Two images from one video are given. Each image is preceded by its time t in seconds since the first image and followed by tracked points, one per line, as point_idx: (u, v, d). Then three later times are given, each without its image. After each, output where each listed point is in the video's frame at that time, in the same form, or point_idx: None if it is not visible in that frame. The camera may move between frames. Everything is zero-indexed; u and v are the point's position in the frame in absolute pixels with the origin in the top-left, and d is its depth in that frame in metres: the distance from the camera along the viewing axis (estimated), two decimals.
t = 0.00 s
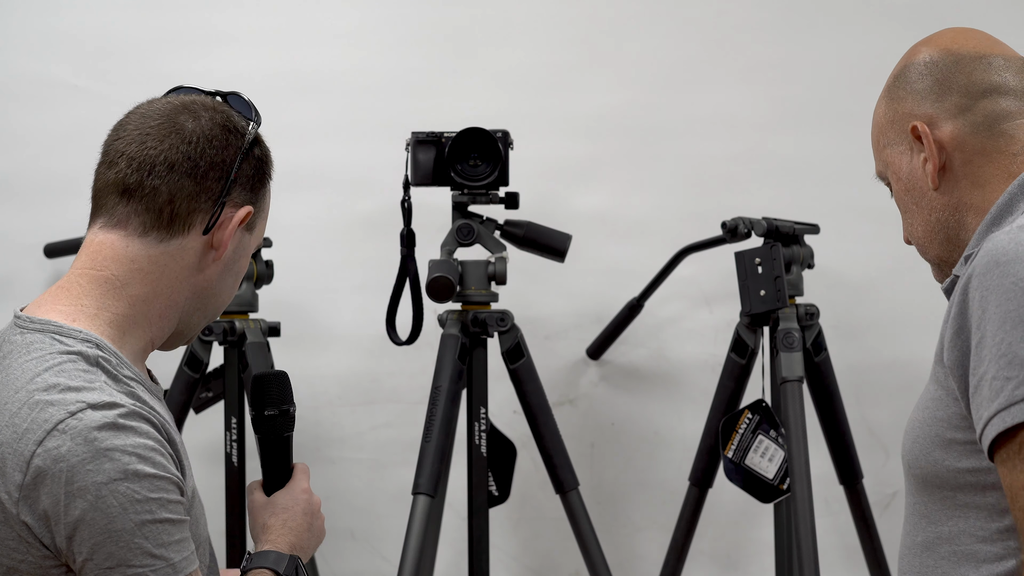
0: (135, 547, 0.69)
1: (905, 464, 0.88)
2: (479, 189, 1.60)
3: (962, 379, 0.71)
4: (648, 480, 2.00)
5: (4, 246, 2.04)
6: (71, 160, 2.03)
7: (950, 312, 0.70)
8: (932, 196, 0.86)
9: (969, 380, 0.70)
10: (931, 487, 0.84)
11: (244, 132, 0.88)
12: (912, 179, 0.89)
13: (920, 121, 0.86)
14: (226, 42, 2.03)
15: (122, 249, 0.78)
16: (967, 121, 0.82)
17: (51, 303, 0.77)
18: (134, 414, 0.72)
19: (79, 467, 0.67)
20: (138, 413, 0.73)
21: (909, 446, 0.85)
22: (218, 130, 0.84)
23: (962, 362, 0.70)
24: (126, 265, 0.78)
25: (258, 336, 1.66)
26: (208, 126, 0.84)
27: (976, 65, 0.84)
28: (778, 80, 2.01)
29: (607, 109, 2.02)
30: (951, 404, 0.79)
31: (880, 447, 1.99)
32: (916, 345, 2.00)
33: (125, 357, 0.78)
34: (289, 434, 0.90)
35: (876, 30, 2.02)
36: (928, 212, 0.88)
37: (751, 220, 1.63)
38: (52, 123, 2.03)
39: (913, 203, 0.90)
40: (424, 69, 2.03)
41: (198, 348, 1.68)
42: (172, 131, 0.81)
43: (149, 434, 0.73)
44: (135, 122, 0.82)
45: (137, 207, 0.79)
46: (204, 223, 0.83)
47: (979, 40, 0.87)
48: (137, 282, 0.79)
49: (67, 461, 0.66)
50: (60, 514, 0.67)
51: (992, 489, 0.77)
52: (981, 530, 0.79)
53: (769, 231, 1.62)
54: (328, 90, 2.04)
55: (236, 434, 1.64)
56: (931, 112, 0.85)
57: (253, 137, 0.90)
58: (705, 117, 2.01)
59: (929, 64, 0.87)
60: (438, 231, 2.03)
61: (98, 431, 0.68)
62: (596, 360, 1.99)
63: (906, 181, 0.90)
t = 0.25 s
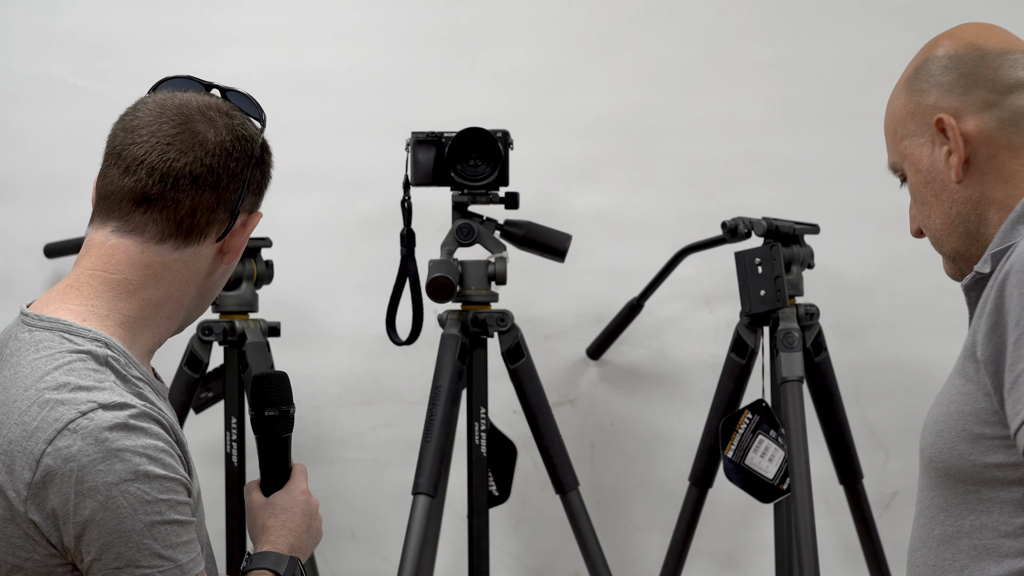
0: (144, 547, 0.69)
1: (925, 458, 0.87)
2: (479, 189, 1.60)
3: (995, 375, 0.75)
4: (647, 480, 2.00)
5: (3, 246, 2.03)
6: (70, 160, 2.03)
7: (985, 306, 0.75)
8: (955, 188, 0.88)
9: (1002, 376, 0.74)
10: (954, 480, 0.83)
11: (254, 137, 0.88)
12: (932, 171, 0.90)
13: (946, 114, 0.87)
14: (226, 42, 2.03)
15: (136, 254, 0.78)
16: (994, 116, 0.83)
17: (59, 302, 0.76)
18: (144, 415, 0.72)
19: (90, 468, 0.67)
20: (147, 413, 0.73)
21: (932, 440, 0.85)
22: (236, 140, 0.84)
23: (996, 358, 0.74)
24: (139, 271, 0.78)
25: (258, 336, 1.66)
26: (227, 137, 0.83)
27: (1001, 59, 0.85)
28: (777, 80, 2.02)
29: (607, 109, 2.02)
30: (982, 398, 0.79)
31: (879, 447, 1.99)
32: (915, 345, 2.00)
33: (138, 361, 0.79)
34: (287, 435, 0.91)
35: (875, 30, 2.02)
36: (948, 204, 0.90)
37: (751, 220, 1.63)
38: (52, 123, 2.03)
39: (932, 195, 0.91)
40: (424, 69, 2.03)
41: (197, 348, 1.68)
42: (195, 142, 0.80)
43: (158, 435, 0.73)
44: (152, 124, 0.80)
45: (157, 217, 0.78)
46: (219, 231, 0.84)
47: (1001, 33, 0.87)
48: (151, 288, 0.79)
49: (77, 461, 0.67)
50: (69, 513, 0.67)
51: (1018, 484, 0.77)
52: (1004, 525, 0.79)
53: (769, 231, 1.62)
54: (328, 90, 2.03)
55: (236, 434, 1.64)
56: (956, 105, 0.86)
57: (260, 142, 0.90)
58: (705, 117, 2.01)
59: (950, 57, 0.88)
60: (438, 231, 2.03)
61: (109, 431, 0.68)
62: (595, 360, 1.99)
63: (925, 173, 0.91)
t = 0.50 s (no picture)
0: (140, 545, 0.69)
1: (942, 451, 0.88)
2: (479, 189, 1.60)
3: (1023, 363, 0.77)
4: (647, 480, 2.00)
5: (3, 246, 2.03)
6: (70, 160, 2.03)
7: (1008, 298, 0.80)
8: (970, 182, 0.90)
9: None
10: (977, 471, 0.84)
11: (253, 126, 0.87)
12: (947, 165, 0.92)
13: (967, 108, 0.89)
14: (225, 41, 2.03)
15: (139, 255, 0.79)
16: (1015, 111, 0.86)
17: (66, 302, 0.77)
18: (145, 413, 0.72)
19: (87, 465, 0.67)
20: (149, 412, 0.73)
21: (954, 432, 0.85)
22: (233, 131, 0.83)
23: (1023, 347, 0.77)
24: (143, 271, 0.79)
25: (258, 336, 1.66)
26: (224, 129, 0.82)
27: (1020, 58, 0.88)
28: (777, 80, 2.02)
29: (607, 109, 2.02)
30: (1007, 387, 0.81)
31: (879, 446, 1.99)
32: (915, 345, 2.00)
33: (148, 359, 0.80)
34: (304, 432, 0.89)
35: (876, 30, 2.02)
36: (960, 198, 0.92)
37: (751, 220, 1.63)
38: (51, 122, 2.03)
39: (943, 188, 0.93)
40: (424, 69, 2.03)
41: (197, 348, 1.67)
42: (189, 139, 0.79)
43: (159, 433, 0.73)
44: (146, 124, 0.79)
45: (158, 217, 0.78)
46: (222, 226, 0.84)
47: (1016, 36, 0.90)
48: (157, 286, 0.80)
49: (75, 458, 0.67)
50: (66, 510, 0.67)
51: None
52: None
53: (769, 232, 1.62)
54: (328, 91, 2.03)
55: (236, 434, 1.64)
56: (977, 100, 0.89)
57: (260, 130, 0.88)
58: (704, 117, 2.01)
59: (969, 54, 0.90)
60: (438, 231, 2.03)
61: (107, 429, 0.68)
62: (596, 360, 1.99)
63: (938, 167, 0.93)
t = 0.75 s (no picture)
0: (140, 541, 0.69)
1: (964, 448, 0.89)
2: (479, 189, 1.60)
3: None
4: (648, 479, 2.00)
5: (4, 245, 2.04)
6: (71, 159, 2.03)
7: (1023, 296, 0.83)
8: (981, 183, 0.90)
9: None
10: (1001, 464, 0.85)
11: (250, 120, 0.86)
12: (957, 167, 0.92)
13: (979, 110, 0.89)
14: (225, 42, 2.03)
15: (142, 253, 0.79)
16: None
17: (70, 300, 0.77)
18: (145, 409, 0.72)
19: (87, 461, 0.67)
20: (149, 407, 0.73)
21: (976, 427, 0.87)
22: (230, 127, 0.82)
23: None
24: (147, 269, 0.79)
25: (258, 336, 1.67)
26: (222, 126, 0.81)
27: None
28: (777, 80, 2.01)
29: (607, 109, 2.01)
30: None
31: (880, 447, 1.99)
32: (916, 345, 2.00)
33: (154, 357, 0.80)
34: (312, 427, 0.90)
35: (876, 30, 2.02)
36: (970, 200, 0.92)
37: (751, 219, 1.63)
38: (52, 122, 2.03)
39: (952, 190, 0.93)
40: (424, 69, 2.03)
41: (197, 348, 1.67)
42: (187, 137, 0.79)
43: (159, 429, 0.72)
44: (142, 123, 0.79)
45: (159, 216, 0.79)
46: (225, 221, 0.84)
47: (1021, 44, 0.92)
48: (161, 284, 0.80)
49: (75, 453, 0.67)
50: (66, 506, 0.67)
51: None
52: None
53: (769, 231, 1.61)
54: (328, 91, 2.04)
55: (237, 434, 1.64)
56: (988, 102, 0.89)
57: (257, 123, 0.88)
58: (705, 117, 2.01)
59: (977, 59, 0.91)
60: (438, 231, 2.03)
61: (106, 425, 0.68)
62: (596, 360, 1.99)
63: (947, 169, 0.93)
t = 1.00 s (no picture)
0: (158, 544, 0.69)
1: (982, 444, 0.92)
2: (479, 189, 1.60)
3: None
4: (648, 479, 2.00)
5: (4, 245, 2.03)
6: (71, 159, 2.03)
7: None
8: (1009, 178, 0.93)
9: None
10: (1015, 463, 0.89)
11: (255, 121, 0.86)
12: (984, 161, 0.94)
13: (1010, 105, 0.91)
14: (225, 42, 2.03)
15: (149, 256, 0.79)
16: None
17: (77, 302, 0.77)
18: (158, 412, 0.72)
19: (102, 465, 0.67)
20: (161, 410, 0.73)
21: (992, 424, 0.91)
22: (236, 128, 0.82)
23: None
24: (154, 271, 0.79)
25: (258, 336, 1.67)
26: (228, 127, 0.81)
27: None
28: (777, 80, 2.02)
29: (607, 110, 2.02)
30: None
31: (880, 447, 1.99)
32: (915, 345, 2.00)
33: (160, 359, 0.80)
34: (315, 426, 0.90)
35: (876, 30, 2.02)
36: (996, 195, 0.94)
37: (751, 220, 1.63)
38: (52, 122, 2.03)
39: (978, 183, 0.95)
40: (424, 69, 2.03)
41: (197, 348, 1.67)
42: (194, 139, 0.79)
43: (172, 432, 0.73)
44: (148, 125, 0.79)
45: (166, 218, 0.79)
46: (230, 222, 0.84)
47: None
48: (168, 286, 0.80)
49: (89, 458, 0.67)
50: (82, 511, 0.67)
51: None
52: None
53: (769, 231, 1.61)
54: (328, 91, 2.03)
55: (237, 434, 1.64)
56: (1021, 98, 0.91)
57: (262, 124, 0.87)
58: (704, 117, 2.01)
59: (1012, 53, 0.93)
60: (438, 231, 2.03)
61: (121, 428, 0.68)
62: (596, 360, 1.99)
63: (974, 162, 0.95)
